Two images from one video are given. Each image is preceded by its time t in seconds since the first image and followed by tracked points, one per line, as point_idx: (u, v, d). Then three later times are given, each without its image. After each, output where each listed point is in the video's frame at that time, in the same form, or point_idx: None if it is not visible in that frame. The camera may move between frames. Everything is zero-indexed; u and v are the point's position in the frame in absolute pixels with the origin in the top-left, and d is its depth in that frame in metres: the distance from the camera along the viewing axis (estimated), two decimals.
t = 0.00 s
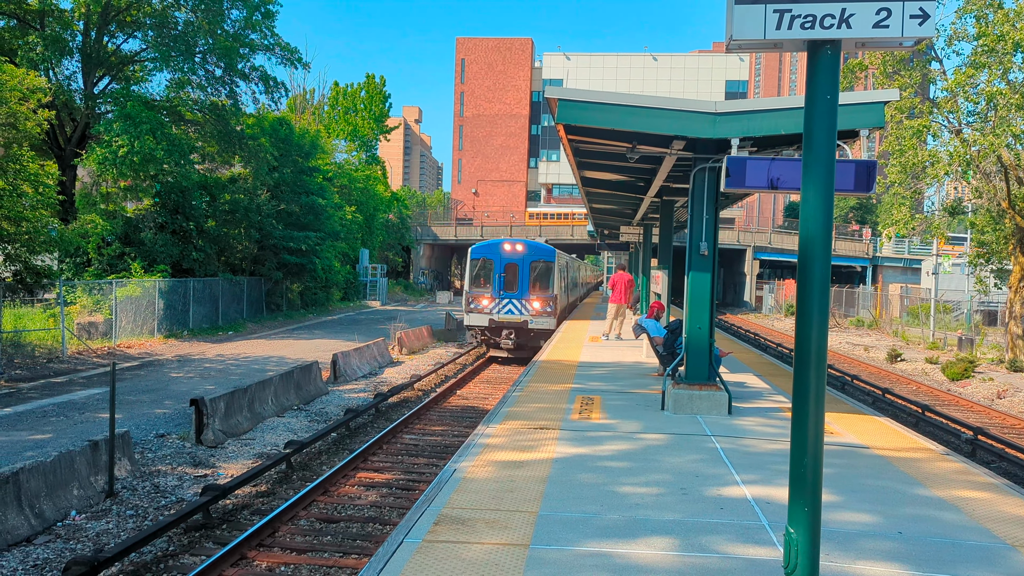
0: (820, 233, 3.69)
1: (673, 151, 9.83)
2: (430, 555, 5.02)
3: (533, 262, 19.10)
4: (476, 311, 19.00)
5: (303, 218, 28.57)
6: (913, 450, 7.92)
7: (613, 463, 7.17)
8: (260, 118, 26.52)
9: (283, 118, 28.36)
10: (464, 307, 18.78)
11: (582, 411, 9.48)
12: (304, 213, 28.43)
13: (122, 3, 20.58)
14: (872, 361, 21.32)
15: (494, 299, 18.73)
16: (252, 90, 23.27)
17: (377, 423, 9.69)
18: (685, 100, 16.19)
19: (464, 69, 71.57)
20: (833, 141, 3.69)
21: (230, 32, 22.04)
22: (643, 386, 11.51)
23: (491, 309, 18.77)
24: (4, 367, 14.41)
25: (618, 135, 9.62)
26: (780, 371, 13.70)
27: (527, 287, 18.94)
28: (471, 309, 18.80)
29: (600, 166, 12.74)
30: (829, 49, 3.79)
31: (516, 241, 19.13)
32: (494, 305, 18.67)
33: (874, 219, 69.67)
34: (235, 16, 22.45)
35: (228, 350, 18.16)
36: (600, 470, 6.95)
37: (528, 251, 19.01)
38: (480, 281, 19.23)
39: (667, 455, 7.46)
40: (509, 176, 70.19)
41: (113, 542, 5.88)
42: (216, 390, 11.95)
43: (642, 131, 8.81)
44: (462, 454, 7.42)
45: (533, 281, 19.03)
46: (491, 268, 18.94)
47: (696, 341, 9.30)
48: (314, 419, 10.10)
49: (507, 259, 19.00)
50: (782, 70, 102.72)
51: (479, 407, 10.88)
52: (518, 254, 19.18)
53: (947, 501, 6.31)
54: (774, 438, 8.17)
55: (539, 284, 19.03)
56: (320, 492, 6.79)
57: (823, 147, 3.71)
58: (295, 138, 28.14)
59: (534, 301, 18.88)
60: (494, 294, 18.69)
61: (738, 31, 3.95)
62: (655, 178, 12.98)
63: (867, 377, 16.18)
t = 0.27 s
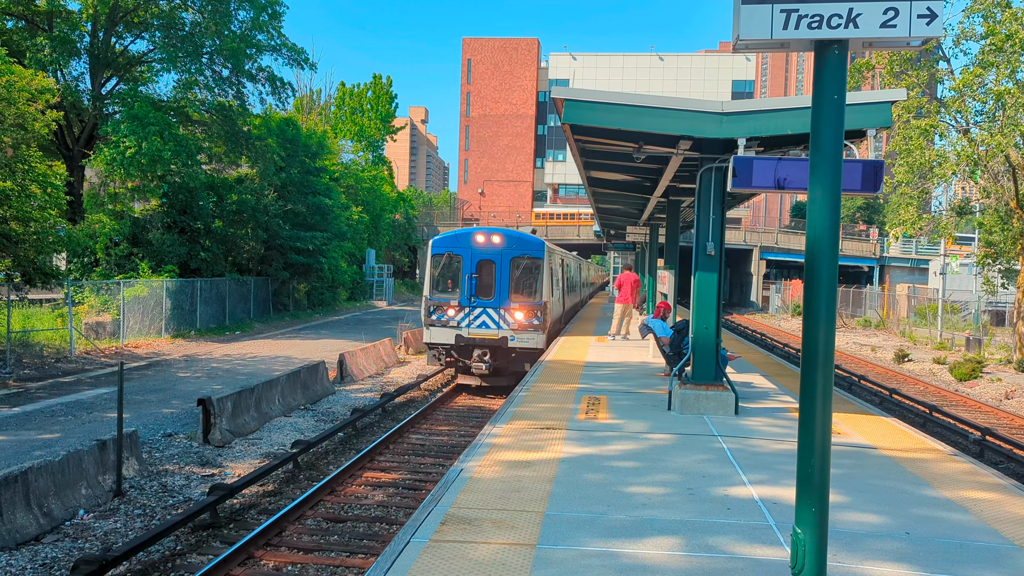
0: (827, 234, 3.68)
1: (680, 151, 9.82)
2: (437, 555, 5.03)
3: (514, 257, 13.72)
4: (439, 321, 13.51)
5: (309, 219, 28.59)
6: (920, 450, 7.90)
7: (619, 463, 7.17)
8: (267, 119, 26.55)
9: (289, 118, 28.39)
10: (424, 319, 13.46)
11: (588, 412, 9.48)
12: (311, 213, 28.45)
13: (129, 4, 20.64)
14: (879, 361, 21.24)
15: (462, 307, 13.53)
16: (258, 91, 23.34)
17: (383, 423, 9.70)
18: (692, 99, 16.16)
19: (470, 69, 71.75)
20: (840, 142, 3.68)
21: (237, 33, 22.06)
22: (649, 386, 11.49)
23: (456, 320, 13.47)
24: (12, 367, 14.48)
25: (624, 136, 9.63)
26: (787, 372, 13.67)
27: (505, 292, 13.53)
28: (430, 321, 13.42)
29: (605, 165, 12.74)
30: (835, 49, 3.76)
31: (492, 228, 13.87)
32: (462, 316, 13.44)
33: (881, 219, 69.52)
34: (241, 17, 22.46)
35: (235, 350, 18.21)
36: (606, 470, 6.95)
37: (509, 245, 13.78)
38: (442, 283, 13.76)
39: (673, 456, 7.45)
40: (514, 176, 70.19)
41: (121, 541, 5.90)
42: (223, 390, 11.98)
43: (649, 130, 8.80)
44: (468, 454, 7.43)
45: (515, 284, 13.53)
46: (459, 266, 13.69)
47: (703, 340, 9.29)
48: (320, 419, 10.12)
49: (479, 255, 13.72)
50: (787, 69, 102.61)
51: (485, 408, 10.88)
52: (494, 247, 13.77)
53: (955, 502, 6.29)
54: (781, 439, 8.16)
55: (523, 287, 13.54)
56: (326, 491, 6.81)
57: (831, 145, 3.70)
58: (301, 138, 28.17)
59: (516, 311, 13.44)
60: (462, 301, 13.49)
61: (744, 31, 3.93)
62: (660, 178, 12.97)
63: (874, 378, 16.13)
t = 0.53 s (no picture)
0: (832, 235, 3.68)
1: (684, 151, 9.81)
2: (441, 555, 5.03)
3: (465, 248, 9.58)
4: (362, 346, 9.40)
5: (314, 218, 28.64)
6: (926, 451, 7.88)
7: (625, 463, 7.16)
8: (272, 119, 26.59)
9: (295, 118, 28.45)
10: (335, 342, 9.43)
11: (593, 412, 9.47)
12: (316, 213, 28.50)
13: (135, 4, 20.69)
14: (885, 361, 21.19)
15: (392, 324, 9.41)
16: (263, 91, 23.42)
17: (388, 423, 9.72)
18: (698, 99, 16.15)
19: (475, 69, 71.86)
20: (845, 142, 3.68)
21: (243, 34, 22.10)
22: (654, 386, 11.49)
23: (381, 345, 9.38)
24: (20, 366, 14.53)
25: (629, 135, 9.62)
26: (792, 372, 13.64)
27: (451, 299, 9.42)
28: (342, 346, 9.37)
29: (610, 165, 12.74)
30: (841, 49, 3.76)
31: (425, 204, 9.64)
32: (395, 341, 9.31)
33: (886, 219, 69.31)
34: (247, 17, 22.49)
35: (240, 349, 18.26)
36: (611, 471, 6.94)
37: (454, 229, 9.55)
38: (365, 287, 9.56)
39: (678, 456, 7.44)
40: (519, 176, 70.20)
41: (127, 541, 5.92)
42: (229, 389, 12.01)
43: (654, 131, 8.80)
44: (473, 454, 7.43)
45: (466, 290, 9.48)
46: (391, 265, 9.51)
47: (707, 340, 9.28)
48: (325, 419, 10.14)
49: (411, 242, 9.55)
50: (792, 69, 102.45)
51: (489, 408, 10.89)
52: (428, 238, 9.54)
53: (961, 502, 6.28)
54: (786, 439, 8.16)
55: (476, 295, 9.52)
56: (331, 491, 6.82)
57: (837, 146, 3.69)
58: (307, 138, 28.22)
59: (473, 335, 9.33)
60: (391, 317, 9.40)
61: (749, 30, 3.89)
62: (665, 178, 12.96)
63: (880, 378, 16.10)
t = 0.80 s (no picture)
0: (836, 235, 3.67)
1: (687, 151, 9.81)
2: (444, 555, 5.03)
3: (309, 215, 5.38)
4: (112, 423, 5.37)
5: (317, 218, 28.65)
6: (929, 452, 7.86)
7: (628, 464, 7.16)
8: (275, 119, 26.61)
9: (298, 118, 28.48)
10: (61, 414, 5.37)
11: (595, 412, 9.46)
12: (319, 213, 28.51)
13: (138, 5, 20.72)
14: (889, 361, 21.14)
15: (166, 374, 5.37)
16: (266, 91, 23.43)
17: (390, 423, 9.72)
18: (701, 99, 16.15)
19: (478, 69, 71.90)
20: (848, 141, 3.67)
21: (246, 34, 22.11)
22: (657, 387, 11.47)
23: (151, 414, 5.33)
24: (24, 367, 14.55)
25: (632, 135, 9.62)
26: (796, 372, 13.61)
27: (289, 300, 5.36)
28: (84, 421, 5.35)
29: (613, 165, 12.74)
30: (844, 49, 3.76)
31: (207, 139, 5.44)
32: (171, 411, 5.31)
33: (890, 219, 69.18)
34: (250, 18, 22.50)
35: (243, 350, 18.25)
36: (613, 471, 6.94)
37: (293, 182, 5.40)
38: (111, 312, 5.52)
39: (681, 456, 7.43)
40: (521, 176, 70.20)
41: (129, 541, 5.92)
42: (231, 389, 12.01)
43: (657, 131, 8.80)
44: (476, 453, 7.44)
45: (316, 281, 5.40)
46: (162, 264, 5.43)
47: (710, 340, 9.28)
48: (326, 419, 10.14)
49: (203, 210, 5.44)
50: (795, 68, 102.27)
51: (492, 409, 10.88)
52: (228, 192, 5.41)
53: (964, 503, 6.26)
54: (788, 439, 8.14)
55: (334, 288, 5.41)
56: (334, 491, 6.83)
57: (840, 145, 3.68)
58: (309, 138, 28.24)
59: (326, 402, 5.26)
60: (163, 359, 5.36)
61: (752, 29, 3.86)
62: (668, 178, 12.96)
63: (884, 379, 16.05)
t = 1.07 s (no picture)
0: (839, 235, 3.66)
1: (690, 151, 9.81)
2: (448, 555, 5.03)
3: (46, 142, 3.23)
4: None
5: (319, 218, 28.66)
6: (932, 451, 7.86)
7: (630, 463, 7.17)
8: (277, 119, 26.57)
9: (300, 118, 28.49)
10: None
11: (598, 412, 9.45)
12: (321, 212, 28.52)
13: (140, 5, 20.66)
14: (890, 362, 21.13)
15: None
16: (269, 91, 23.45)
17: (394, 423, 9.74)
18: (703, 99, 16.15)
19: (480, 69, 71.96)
20: (852, 142, 3.68)
21: (248, 35, 22.12)
22: (658, 387, 11.47)
23: None
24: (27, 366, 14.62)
25: (634, 135, 9.63)
26: (797, 372, 13.61)
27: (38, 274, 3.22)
28: None
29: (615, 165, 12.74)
30: (847, 49, 3.77)
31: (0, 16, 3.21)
32: None
33: (892, 219, 69.20)
34: (252, 18, 22.50)
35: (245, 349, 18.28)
36: (616, 471, 6.94)
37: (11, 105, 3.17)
38: None
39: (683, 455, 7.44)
40: (523, 176, 70.19)
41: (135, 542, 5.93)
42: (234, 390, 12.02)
43: (659, 131, 8.80)
44: (480, 453, 7.45)
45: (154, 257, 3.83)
46: None
47: (713, 340, 9.28)
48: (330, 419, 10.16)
49: None
50: (797, 67, 102.24)
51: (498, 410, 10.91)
52: None
53: (967, 503, 6.26)
54: (791, 439, 8.14)
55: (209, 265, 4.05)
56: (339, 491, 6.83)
57: (843, 145, 3.69)
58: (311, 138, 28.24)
59: None
60: None
61: (755, 29, 3.86)
62: (669, 178, 12.95)
63: (886, 380, 16.04)
